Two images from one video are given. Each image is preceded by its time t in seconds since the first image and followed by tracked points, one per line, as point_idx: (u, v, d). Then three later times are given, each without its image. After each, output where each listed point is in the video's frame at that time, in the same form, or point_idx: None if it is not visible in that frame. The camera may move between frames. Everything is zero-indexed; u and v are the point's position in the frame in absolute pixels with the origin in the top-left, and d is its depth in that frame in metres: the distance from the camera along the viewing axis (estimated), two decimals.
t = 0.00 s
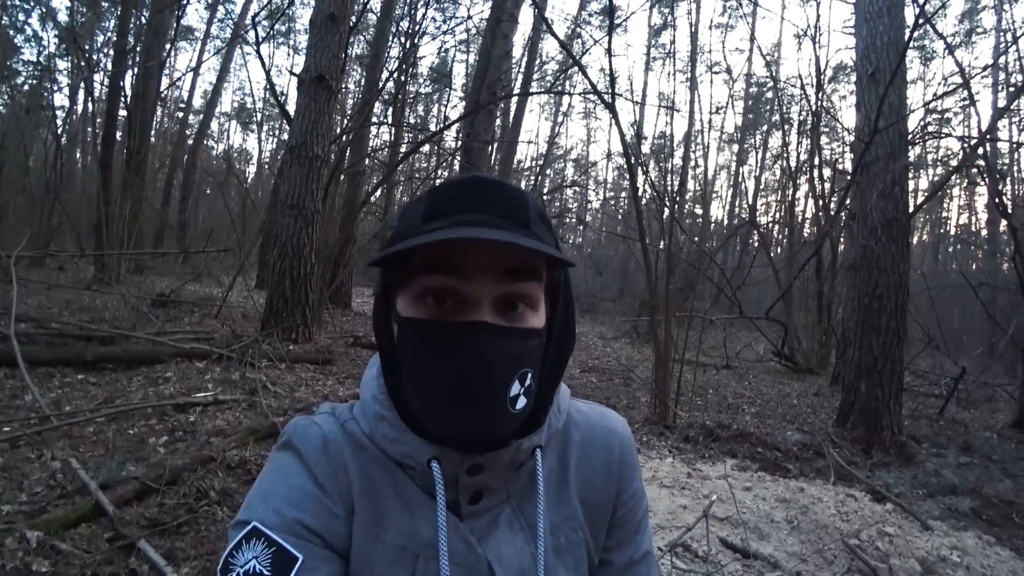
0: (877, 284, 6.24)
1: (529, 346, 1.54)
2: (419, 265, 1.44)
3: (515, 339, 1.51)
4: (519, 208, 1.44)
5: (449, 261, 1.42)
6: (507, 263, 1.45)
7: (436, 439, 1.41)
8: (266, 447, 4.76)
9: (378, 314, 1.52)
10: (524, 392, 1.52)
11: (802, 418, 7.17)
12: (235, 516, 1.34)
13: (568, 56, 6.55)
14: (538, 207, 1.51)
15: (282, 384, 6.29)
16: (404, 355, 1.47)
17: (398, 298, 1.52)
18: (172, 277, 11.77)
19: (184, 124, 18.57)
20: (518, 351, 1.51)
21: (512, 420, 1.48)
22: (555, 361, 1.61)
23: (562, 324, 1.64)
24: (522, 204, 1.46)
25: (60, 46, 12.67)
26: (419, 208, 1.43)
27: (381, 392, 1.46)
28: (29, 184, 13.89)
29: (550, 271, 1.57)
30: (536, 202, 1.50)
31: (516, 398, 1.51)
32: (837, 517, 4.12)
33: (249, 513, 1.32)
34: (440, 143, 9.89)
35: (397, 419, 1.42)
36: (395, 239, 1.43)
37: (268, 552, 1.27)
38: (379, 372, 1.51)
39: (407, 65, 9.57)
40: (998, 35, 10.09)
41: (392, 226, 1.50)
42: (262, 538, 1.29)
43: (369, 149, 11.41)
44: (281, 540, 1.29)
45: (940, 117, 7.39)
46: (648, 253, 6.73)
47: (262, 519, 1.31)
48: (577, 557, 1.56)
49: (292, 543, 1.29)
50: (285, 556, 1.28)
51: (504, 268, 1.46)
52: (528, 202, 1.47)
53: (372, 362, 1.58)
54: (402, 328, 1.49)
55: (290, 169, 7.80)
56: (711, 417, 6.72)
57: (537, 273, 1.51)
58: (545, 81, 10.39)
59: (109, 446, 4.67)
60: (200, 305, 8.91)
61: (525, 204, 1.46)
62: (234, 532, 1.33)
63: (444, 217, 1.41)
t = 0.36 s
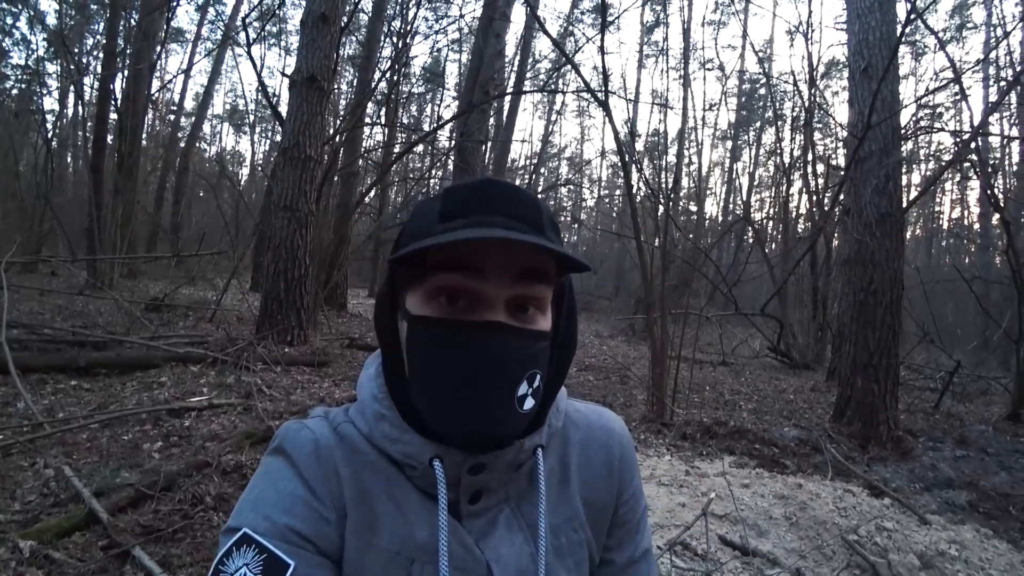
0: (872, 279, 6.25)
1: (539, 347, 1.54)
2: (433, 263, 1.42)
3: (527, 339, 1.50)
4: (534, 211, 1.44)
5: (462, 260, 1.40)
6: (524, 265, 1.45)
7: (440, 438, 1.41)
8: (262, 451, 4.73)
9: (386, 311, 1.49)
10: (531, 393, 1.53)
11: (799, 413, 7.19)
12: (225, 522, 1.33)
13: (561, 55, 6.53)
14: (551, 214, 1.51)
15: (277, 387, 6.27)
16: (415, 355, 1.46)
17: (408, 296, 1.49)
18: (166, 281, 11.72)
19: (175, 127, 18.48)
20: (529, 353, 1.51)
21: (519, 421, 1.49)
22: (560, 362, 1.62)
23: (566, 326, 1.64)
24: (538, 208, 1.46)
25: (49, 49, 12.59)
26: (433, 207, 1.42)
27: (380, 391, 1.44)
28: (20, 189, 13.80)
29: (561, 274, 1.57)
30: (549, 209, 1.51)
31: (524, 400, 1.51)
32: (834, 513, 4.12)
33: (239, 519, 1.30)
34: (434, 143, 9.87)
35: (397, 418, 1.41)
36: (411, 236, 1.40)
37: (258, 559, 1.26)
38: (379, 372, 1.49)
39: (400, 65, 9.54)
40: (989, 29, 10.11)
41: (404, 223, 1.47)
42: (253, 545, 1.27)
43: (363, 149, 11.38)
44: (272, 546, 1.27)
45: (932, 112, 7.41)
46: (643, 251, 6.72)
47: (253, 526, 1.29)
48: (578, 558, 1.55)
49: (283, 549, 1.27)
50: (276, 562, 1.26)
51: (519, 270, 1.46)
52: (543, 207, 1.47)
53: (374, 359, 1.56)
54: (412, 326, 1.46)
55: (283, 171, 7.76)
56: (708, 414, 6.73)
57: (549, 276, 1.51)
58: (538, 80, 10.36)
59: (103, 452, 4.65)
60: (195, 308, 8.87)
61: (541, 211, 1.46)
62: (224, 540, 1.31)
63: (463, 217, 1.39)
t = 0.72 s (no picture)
0: (870, 274, 6.25)
1: (552, 357, 1.54)
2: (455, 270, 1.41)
3: (541, 349, 1.50)
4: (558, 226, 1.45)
5: (486, 271, 1.40)
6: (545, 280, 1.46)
7: (449, 438, 1.40)
8: (262, 451, 4.73)
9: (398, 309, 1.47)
10: (542, 401, 1.52)
11: (798, 408, 7.19)
12: (226, 525, 1.32)
13: (557, 52, 6.52)
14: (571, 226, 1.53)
15: (277, 387, 6.27)
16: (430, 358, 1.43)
17: (423, 298, 1.47)
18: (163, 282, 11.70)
19: (172, 127, 18.45)
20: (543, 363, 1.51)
21: (530, 427, 1.48)
22: (565, 370, 1.62)
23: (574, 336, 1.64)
24: (562, 222, 1.48)
25: (43, 50, 12.55)
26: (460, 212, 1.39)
27: (384, 390, 1.43)
28: (16, 191, 13.76)
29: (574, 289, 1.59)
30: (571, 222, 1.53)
31: (536, 408, 1.51)
32: (834, 508, 4.13)
33: (240, 520, 1.30)
34: (431, 141, 9.86)
35: (402, 417, 1.40)
36: (437, 238, 1.38)
37: (261, 560, 1.25)
38: (384, 371, 1.47)
39: (396, 63, 9.53)
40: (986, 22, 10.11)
41: (424, 221, 1.45)
42: (255, 546, 1.26)
43: (360, 148, 11.37)
44: (274, 548, 1.26)
45: (929, 106, 7.41)
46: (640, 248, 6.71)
47: (255, 528, 1.28)
48: (578, 552, 1.55)
49: (286, 550, 1.26)
50: (279, 563, 1.25)
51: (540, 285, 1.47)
52: (567, 221, 1.49)
53: (377, 355, 1.53)
54: (428, 329, 1.44)
55: (280, 170, 7.75)
56: (708, 410, 6.73)
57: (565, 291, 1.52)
58: (535, 77, 10.35)
59: (102, 454, 4.64)
60: (193, 309, 8.86)
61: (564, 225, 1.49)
62: (225, 541, 1.31)
63: (491, 226, 1.39)
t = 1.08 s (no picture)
0: (871, 275, 6.24)
1: (544, 354, 1.54)
2: (447, 266, 1.41)
3: (533, 345, 1.51)
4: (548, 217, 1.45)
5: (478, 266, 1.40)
6: (536, 274, 1.45)
7: (445, 437, 1.39)
8: (260, 446, 4.73)
9: (391, 306, 1.48)
10: (536, 397, 1.52)
11: (798, 409, 7.19)
12: (222, 518, 1.31)
13: (561, 49, 6.50)
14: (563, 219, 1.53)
15: (276, 382, 6.27)
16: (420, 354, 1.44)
17: (415, 295, 1.48)
18: (165, 277, 11.72)
19: (175, 122, 18.45)
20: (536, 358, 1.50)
21: (522, 423, 1.47)
22: (561, 364, 1.62)
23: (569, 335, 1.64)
24: (553, 213, 1.48)
25: (47, 44, 12.55)
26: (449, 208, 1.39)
27: (381, 386, 1.42)
28: (19, 184, 13.78)
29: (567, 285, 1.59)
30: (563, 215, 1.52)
31: (531, 404, 1.51)
32: (833, 509, 4.13)
33: (236, 514, 1.29)
34: (434, 138, 9.85)
35: (399, 414, 1.39)
36: (425, 232, 1.39)
37: (257, 554, 1.24)
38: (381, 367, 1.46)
39: (399, 60, 9.52)
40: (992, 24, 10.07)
41: (415, 216, 1.46)
42: (251, 540, 1.25)
43: (362, 144, 11.37)
44: (269, 541, 1.25)
45: (933, 107, 7.39)
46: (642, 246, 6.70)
47: (250, 521, 1.27)
48: (573, 551, 1.55)
49: (281, 543, 1.25)
50: (274, 557, 1.24)
51: (531, 279, 1.46)
52: (558, 212, 1.48)
53: (374, 351, 1.53)
54: (419, 325, 1.45)
55: (282, 166, 7.75)
56: (707, 410, 6.73)
57: (557, 286, 1.52)
58: (538, 75, 10.34)
59: (102, 447, 4.66)
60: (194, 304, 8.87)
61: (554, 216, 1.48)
62: (221, 534, 1.30)
63: (478, 216, 1.38)
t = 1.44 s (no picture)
0: (872, 275, 6.26)
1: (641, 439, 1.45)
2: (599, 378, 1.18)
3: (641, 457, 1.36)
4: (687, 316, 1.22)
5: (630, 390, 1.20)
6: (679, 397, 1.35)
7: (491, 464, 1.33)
8: (262, 442, 4.76)
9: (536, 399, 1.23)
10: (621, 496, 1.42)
11: (798, 408, 7.22)
12: (236, 525, 1.27)
13: (562, 46, 6.51)
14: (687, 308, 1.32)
15: (278, 378, 6.29)
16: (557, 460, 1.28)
17: (568, 393, 1.22)
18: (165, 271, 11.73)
19: (175, 115, 18.43)
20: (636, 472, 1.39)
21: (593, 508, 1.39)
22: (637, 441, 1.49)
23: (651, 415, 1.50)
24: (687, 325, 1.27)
25: (46, 36, 12.51)
26: (542, 268, 1.20)
27: (419, 405, 1.34)
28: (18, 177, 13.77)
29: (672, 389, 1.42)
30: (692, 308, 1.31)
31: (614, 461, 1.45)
32: (833, 509, 4.16)
33: (250, 522, 1.25)
34: (434, 134, 9.86)
35: (434, 430, 1.32)
36: (627, 360, 1.16)
37: (272, 562, 1.20)
38: (418, 386, 1.36)
39: (401, 55, 9.52)
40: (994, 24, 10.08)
41: (597, 312, 1.15)
42: (265, 547, 1.21)
43: (363, 139, 11.38)
44: (284, 548, 1.21)
45: (934, 108, 7.42)
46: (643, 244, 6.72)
47: (265, 529, 1.23)
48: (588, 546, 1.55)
49: (297, 551, 1.22)
50: (289, 565, 1.20)
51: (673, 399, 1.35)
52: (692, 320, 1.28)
53: (407, 364, 1.39)
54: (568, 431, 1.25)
55: (283, 161, 7.76)
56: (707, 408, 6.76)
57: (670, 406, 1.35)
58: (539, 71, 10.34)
59: (103, 443, 4.67)
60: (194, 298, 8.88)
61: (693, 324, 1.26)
62: (236, 541, 1.26)
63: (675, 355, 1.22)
